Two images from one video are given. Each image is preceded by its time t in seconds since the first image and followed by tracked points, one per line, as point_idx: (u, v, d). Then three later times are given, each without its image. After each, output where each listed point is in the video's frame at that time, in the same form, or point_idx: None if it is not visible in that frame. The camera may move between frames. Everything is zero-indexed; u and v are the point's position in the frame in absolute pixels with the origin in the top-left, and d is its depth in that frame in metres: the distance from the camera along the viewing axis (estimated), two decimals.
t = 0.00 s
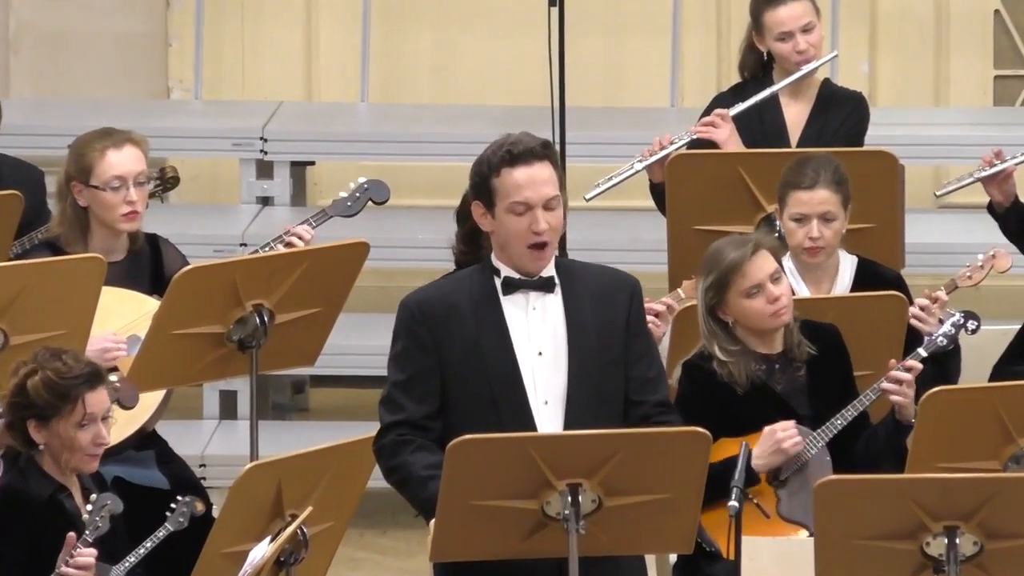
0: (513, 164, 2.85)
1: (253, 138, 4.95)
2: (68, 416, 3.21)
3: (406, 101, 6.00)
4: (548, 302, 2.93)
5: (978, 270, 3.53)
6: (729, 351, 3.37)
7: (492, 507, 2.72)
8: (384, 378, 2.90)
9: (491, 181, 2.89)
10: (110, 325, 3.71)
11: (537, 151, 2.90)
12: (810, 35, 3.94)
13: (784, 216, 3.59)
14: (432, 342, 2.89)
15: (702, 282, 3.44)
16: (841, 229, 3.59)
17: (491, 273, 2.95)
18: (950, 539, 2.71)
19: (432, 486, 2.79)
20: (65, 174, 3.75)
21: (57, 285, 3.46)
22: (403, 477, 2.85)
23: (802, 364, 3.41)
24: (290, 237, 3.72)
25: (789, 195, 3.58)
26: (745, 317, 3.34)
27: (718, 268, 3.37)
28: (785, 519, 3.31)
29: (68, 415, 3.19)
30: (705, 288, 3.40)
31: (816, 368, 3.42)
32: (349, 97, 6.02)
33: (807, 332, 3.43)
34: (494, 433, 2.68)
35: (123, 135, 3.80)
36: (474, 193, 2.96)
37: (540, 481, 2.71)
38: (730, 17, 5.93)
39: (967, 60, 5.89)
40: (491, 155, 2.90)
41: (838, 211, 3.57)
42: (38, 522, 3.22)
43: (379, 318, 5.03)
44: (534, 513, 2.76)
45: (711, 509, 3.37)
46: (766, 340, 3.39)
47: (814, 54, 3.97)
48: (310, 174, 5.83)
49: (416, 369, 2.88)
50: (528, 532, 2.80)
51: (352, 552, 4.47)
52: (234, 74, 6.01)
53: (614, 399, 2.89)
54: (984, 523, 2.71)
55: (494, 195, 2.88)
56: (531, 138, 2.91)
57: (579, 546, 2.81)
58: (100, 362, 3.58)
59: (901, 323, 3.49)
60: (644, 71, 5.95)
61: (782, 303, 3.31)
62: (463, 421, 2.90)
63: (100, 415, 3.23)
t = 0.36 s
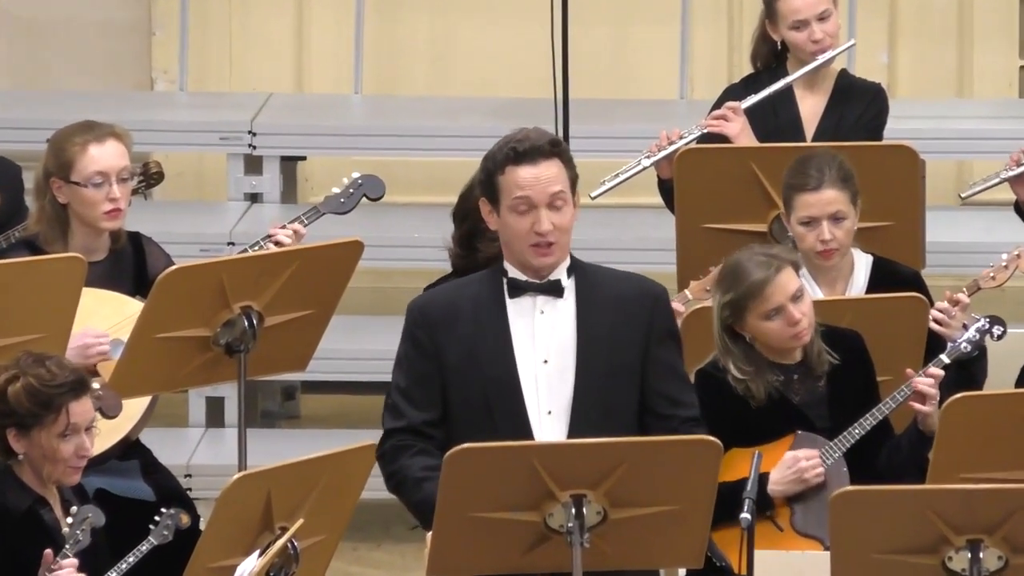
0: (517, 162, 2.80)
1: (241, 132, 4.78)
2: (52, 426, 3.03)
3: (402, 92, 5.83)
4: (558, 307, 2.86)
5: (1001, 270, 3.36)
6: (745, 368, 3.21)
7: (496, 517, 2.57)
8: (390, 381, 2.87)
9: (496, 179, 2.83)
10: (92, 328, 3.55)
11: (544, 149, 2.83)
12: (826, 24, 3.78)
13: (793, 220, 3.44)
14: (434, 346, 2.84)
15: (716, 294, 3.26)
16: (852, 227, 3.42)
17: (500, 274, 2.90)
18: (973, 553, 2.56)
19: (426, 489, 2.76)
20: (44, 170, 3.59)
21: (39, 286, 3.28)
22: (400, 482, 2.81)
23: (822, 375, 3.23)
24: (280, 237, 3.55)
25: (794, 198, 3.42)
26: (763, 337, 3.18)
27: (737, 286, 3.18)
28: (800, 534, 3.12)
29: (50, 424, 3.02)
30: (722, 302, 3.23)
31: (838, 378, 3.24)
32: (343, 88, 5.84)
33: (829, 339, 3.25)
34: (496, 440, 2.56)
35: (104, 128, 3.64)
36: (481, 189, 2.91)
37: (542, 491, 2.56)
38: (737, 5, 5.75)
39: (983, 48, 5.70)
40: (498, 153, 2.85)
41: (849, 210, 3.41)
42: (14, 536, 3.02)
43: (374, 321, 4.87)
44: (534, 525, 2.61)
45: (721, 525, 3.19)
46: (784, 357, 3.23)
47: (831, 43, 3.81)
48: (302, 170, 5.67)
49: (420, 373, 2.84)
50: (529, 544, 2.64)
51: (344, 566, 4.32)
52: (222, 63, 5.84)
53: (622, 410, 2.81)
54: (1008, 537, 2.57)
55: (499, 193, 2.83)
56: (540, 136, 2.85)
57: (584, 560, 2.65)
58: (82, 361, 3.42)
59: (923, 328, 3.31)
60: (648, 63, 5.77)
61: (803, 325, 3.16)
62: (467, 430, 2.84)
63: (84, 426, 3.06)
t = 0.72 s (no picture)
0: (518, 168, 2.67)
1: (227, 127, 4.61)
2: (25, 435, 2.85)
3: (395, 85, 5.66)
4: (568, 313, 2.73)
5: None
6: (763, 382, 3.06)
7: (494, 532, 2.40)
8: (401, 397, 2.77)
9: (499, 185, 2.71)
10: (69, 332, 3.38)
11: (545, 148, 2.70)
12: (841, 10, 3.63)
13: (809, 215, 3.28)
14: (441, 356, 2.73)
15: (737, 303, 3.10)
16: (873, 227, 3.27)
17: (509, 278, 2.78)
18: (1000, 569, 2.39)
19: (426, 507, 2.66)
20: (22, 170, 3.43)
21: (12, 287, 3.08)
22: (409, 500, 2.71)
23: (843, 388, 3.07)
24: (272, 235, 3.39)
25: (811, 189, 3.27)
26: (786, 353, 3.02)
27: (759, 299, 3.02)
28: (817, 552, 2.94)
29: (23, 432, 2.84)
30: (742, 314, 3.06)
31: (860, 390, 3.08)
32: (334, 80, 5.66)
33: (850, 350, 3.09)
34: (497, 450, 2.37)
35: (84, 124, 3.47)
36: (484, 197, 2.79)
37: (544, 503, 2.39)
38: None
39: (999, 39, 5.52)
40: (496, 157, 2.72)
41: (869, 207, 3.25)
42: None
43: (366, 326, 4.71)
44: (534, 542, 2.44)
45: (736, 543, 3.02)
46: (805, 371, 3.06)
47: (847, 32, 3.66)
48: (291, 166, 5.50)
49: (429, 387, 2.73)
50: (531, 562, 2.47)
51: None
52: (206, 54, 5.65)
53: (632, 420, 2.68)
54: None
55: (503, 200, 2.70)
56: (538, 134, 2.72)
57: None
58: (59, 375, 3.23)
59: (945, 328, 3.13)
60: (650, 57, 5.61)
61: (826, 342, 2.99)
62: (474, 442, 2.72)
63: (58, 432, 2.88)
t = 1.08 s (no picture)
0: (524, 160, 2.52)
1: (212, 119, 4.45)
2: (0, 441, 2.65)
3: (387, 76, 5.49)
4: (571, 316, 2.59)
5: None
6: (785, 371, 2.89)
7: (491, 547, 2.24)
8: (394, 407, 2.59)
9: (501, 176, 2.55)
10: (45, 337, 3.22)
11: (553, 140, 2.55)
12: None
13: (834, 204, 3.13)
14: (436, 361, 2.56)
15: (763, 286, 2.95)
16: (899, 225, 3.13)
17: (507, 280, 2.62)
18: None
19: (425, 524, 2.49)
20: None
21: None
22: (403, 516, 2.54)
23: (863, 396, 2.90)
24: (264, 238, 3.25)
25: (838, 179, 3.11)
26: (810, 341, 2.86)
27: (788, 280, 2.88)
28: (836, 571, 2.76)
29: None
30: (767, 297, 2.91)
31: (882, 398, 2.90)
32: (324, 71, 5.50)
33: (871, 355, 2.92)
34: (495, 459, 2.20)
35: (55, 115, 3.33)
36: (485, 187, 2.63)
37: (545, 515, 2.23)
38: None
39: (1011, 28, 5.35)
40: (502, 146, 2.57)
41: (897, 204, 3.11)
42: None
43: (358, 329, 4.55)
44: (535, 558, 2.27)
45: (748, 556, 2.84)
46: (827, 366, 2.90)
47: (863, 20, 3.54)
48: (279, 161, 5.34)
49: (423, 393, 2.57)
50: None
51: None
52: (190, 42, 5.49)
53: (640, 428, 2.54)
54: None
55: (507, 193, 2.54)
56: (547, 125, 2.57)
57: None
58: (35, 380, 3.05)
59: (969, 333, 2.96)
60: (651, 48, 5.44)
61: (853, 333, 2.84)
62: (473, 454, 2.56)
63: (32, 434, 2.70)
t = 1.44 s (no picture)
0: (525, 162, 2.35)
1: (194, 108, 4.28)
2: None
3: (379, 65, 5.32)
4: (575, 315, 2.42)
5: None
6: (816, 364, 2.72)
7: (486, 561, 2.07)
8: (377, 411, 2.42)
9: (500, 174, 2.38)
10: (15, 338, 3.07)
11: (557, 141, 2.37)
12: None
13: (851, 198, 2.97)
14: (428, 366, 2.39)
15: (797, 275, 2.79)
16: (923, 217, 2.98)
17: (506, 278, 2.45)
18: None
19: (415, 543, 2.31)
20: None
21: None
22: (389, 532, 2.36)
23: (891, 404, 2.73)
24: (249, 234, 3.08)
25: (853, 170, 2.97)
26: (839, 337, 2.69)
27: (820, 269, 2.71)
28: None
29: None
30: (799, 287, 2.75)
31: (909, 404, 2.74)
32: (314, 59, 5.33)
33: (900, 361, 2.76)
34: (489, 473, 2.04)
35: (28, 105, 3.16)
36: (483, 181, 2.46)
37: (546, 529, 2.05)
38: None
39: None
40: (502, 142, 2.39)
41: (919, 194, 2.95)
42: None
43: (350, 330, 4.39)
44: None
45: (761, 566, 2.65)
46: (857, 367, 2.73)
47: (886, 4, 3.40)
48: (266, 153, 5.16)
49: (412, 398, 2.39)
50: None
51: None
52: (173, 30, 5.31)
53: (649, 433, 2.37)
54: None
55: (505, 193, 2.37)
56: (551, 122, 2.39)
57: None
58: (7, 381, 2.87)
59: (995, 334, 2.79)
60: (653, 35, 5.27)
61: (885, 331, 2.66)
62: (467, 463, 2.38)
63: None
